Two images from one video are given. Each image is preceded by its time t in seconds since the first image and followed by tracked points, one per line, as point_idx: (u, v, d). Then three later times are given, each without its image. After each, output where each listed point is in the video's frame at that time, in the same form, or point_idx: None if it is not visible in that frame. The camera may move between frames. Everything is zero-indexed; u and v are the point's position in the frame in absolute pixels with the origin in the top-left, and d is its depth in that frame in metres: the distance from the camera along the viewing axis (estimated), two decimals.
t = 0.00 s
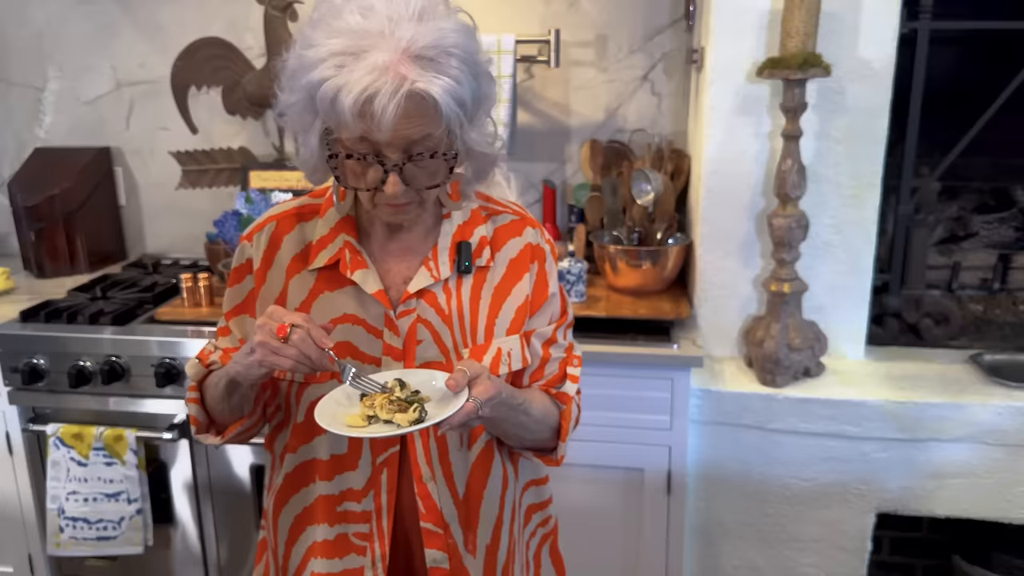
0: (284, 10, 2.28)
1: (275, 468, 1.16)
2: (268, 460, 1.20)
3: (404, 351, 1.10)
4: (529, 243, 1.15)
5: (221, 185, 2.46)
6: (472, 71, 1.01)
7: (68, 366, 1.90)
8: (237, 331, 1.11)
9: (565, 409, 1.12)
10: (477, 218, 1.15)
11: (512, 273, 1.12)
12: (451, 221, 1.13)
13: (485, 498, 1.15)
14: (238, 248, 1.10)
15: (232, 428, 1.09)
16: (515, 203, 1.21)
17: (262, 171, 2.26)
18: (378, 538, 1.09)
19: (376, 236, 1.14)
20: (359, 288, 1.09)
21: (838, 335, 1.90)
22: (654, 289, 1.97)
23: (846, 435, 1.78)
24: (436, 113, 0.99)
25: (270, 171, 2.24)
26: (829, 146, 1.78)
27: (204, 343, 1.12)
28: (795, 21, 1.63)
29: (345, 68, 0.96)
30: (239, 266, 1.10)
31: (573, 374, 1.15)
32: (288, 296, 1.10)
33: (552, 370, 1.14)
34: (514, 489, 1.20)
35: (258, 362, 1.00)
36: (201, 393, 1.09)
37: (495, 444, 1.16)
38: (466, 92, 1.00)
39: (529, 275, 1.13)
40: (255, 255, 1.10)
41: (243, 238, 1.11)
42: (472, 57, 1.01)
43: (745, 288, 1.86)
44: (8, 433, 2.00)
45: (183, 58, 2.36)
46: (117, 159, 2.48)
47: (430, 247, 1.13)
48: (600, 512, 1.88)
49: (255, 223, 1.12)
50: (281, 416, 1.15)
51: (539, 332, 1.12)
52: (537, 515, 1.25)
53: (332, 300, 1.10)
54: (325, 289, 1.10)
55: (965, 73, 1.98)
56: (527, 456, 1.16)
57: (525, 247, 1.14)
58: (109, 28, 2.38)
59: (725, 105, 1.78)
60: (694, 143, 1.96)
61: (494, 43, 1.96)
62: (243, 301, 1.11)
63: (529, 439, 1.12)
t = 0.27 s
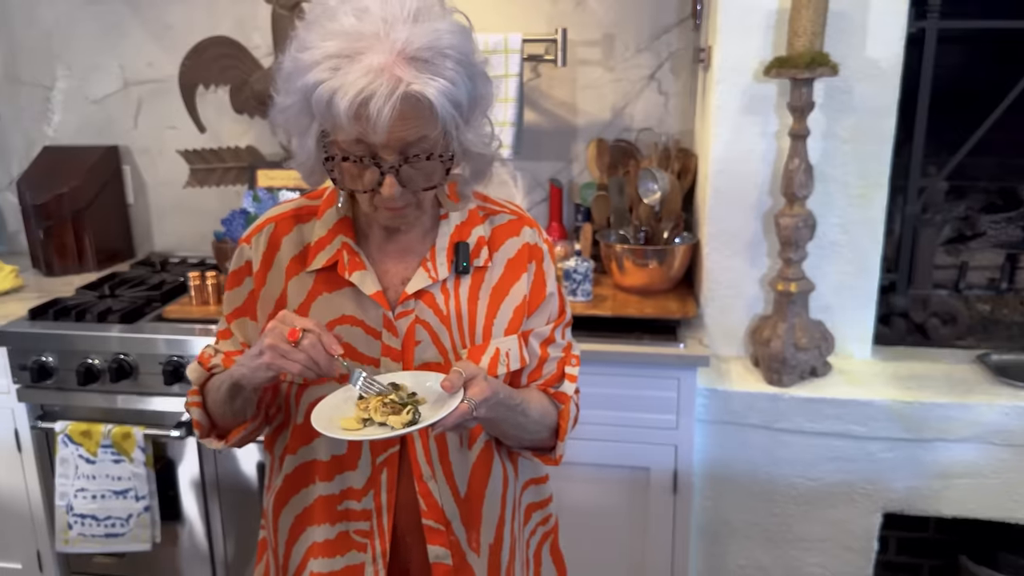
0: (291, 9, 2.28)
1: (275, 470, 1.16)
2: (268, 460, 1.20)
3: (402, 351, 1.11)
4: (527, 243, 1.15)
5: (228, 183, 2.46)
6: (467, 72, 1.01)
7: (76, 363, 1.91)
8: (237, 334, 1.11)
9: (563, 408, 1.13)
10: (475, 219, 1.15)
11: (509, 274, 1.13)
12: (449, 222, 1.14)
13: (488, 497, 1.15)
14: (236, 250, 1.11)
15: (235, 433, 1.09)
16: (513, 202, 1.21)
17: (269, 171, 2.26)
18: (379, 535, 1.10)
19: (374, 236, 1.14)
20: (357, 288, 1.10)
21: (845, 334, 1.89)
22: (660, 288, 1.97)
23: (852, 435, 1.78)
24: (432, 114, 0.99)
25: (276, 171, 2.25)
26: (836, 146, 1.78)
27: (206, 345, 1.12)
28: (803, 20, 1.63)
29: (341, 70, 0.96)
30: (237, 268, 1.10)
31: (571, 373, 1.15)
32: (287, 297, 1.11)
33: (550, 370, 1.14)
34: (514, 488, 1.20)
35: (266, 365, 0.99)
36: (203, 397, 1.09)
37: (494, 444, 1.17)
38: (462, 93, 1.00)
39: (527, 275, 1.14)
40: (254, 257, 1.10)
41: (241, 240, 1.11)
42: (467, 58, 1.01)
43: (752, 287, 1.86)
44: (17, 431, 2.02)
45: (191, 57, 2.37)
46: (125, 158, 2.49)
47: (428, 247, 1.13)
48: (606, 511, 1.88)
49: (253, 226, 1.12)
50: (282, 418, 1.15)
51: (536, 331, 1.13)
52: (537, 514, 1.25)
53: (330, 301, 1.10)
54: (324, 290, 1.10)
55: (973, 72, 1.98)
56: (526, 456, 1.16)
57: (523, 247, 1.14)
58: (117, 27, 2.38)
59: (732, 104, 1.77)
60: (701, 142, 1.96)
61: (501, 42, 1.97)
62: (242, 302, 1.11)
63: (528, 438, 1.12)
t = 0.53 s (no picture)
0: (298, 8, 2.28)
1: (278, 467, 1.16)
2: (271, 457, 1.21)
3: (406, 349, 1.11)
4: (530, 241, 1.15)
5: (235, 181, 2.47)
6: (471, 71, 1.01)
7: (83, 360, 1.92)
8: (239, 330, 1.11)
9: (566, 406, 1.13)
10: (478, 217, 1.15)
11: (513, 272, 1.13)
12: (453, 220, 1.14)
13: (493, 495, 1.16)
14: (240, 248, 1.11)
15: (233, 427, 1.08)
16: (516, 201, 1.21)
17: (276, 169, 2.29)
18: (383, 530, 1.11)
19: (378, 235, 1.14)
20: (361, 286, 1.10)
21: (851, 333, 1.89)
22: (666, 287, 1.97)
23: (858, 434, 1.78)
24: (436, 113, 0.99)
25: (283, 169, 2.28)
26: (842, 144, 1.78)
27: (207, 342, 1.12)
28: (809, 18, 1.62)
29: (345, 69, 0.96)
30: (241, 267, 1.11)
31: (575, 371, 1.15)
32: (291, 295, 1.11)
33: (553, 367, 1.14)
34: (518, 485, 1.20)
35: (263, 356, 0.99)
36: (202, 392, 1.08)
37: (497, 441, 1.17)
38: (466, 92, 1.00)
39: (530, 273, 1.14)
40: (257, 255, 1.10)
41: (245, 238, 1.11)
42: (472, 57, 1.01)
43: (758, 286, 1.86)
44: (24, 428, 2.03)
45: (198, 55, 2.37)
46: (132, 155, 2.49)
47: (431, 246, 1.13)
48: (611, 509, 1.88)
49: (257, 224, 1.12)
50: (285, 414, 1.15)
51: (539, 329, 1.13)
52: (541, 512, 1.25)
53: (334, 299, 1.10)
54: (328, 288, 1.11)
55: (980, 70, 1.97)
56: (529, 453, 1.16)
57: (526, 245, 1.14)
58: (124, 25, 2.39)
59: (738, 102, 1.77)
60: (707, 141, 1.96)
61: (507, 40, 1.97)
62: (247, 300, 1.12)
63: (532, 435, 1.12)
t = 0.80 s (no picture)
0: (301, 6, 2.25)
1: (281, 466, 1.16)
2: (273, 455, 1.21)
3: (410, 349, 1.11)
4: (533, 241, 1.15)
5: (239, 180, 2.47)
6: (476, 70, 1.01)
7: (87, 358, 1.92)
8: (242, 329, 1.11)
9: (569, 406, 1.13)
10: (482, 216, 1.15)
11: (517, 271, 1.13)
12: (457, 219, 1.14)
13: (496, 494, 1.15)
14: (244, 247, 1.11)
15: (233, 425, 1.08)
16: (520, 200, 1.21)
17: (280, 167, 2.30)
18: (387, 529, 1.11)
19: (382, 234, 1.14)
20: (365, 285, 1.10)
21: (854, 332, 1.89)
22: (670, 286, 1.97)
23: (861, 433, 1.78)
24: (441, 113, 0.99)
25: (287, 167, 2.28)
26: (846, 144, 1.77)
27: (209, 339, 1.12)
28: (813, 17, 1.62)
29: (350, 68, 0.96)
30: (245, 265, 1.11)
31: (579, 371, 1.16)
32: (295, 294, 1.11)
33: (557, 367, 1.15)
34: (521, 485, 1.20)
35: (264, 358, 0.99)
36: (203, 388, 1.08)
37: (501, 441, 1.16)
38: (471, 91, 1.00)
39: (534, 273, 1.14)
40: (261, 254, 1.11)
41: (249, 237, 1.11)
42: (476, 57, 1.01)
43: (761, 285, 1.86)
44: (28, 426, 2.03)
45: (202, 54, 2.38)
46: (136, 154, 2.50)
47: (435, 245, 1.13)
48: (613, 508, 1.88)
49: (261, 223, 1.12)
50: (288, 413, 1.15)
51: (543, 329, 1.14)
52: (544, 511, 1.25)
53: (338, 298, 1.11)
54: (332, 287, 1.11)
55: (985, 70, 1.97)
56: (533, 453, 1.16)
57: (530, 245, 1.14)
58: (128, 24, 2.39)
59: (742, 102, 1.77)
60: (710, 140, 1.96)
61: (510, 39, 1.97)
62: (251, 299, 1.12)
63: (535, 435, 1.11)
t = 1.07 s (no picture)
0: (304, 5, 2.26)
1: (285, 466, 1.16)
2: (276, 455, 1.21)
3: (413, 350, 1.11)
4: (537, 242, 1.15)
5: (241, 179, 2.47)
6: (480, 72, 1.02)
7: (90, 357, 1.93)
8: (249, 330, 1.11)
9: (572, 407, 1.13)
10: (486, 217, 1.15)
11: (520, 272, 1.13)
12: (460, 220, 1.14)
13: (498, 495, 1.15)
14: (248, 248, 1.11)
15: (244, 432, 1.08)
16: (524, 201, 1.21)
17: (282, 167, 2.29)
18: (390, 530, 1.11)
19: (385, 235, 1.14)
20: (368, 286, 1.10)
21: (856, 332, 1.89)
22: (672, 286, 1.97)
23: (863, 433, 1.78)
24: (445, 115, 0.99)
25: (289, 167, 2.29)
26: (848, 144, 1.77)
27: (215, 343, 1.12)
28: (816, 17, 1.62)
29: (355, 70, 0.96)
30: (249, 267, 1.11)
31: (581, 372, 1.16)
32: (299, 295, 1.11)
33: (559, 368, 1.15)
34: (523, 486, 1.20)
35: (280, 368, 0.99)
36: (210, 395, 1.08)
37: (502, 442, 1.17)
38: (475, 94, 1.01)
39: (537, 274, 1.14)
40: (266, 255, 1.11)
41: (253, 238, 1.11)
42: (481, 59, 1.01)
43: (763, 285, 1.86)
44: (31, 424, 2.04)
45: (204, 53, 2.38)
46: (138, 153, 2.50)
47: (439, 246, 1.13)
48: (615, 507, 1.89)
49: (265, 223, 1.12)
50: (293, 414, 1.15)
51: (546, 330, 1.14)
52: (546, 512, 1.26)
53: (341, 299, 1.11)
54: (336, 288, 1.11)
55: (987, 70, 1.97)
56: (535, 454, 1.16)
57: (533, 246, 1.14)
58: (131, 23, 2.40)
59: (744, 101, 1.77)
60: (713, 139, 1.96)
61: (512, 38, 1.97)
62: (254, 299, 1.12)
63: (537, 436, 1.12)
